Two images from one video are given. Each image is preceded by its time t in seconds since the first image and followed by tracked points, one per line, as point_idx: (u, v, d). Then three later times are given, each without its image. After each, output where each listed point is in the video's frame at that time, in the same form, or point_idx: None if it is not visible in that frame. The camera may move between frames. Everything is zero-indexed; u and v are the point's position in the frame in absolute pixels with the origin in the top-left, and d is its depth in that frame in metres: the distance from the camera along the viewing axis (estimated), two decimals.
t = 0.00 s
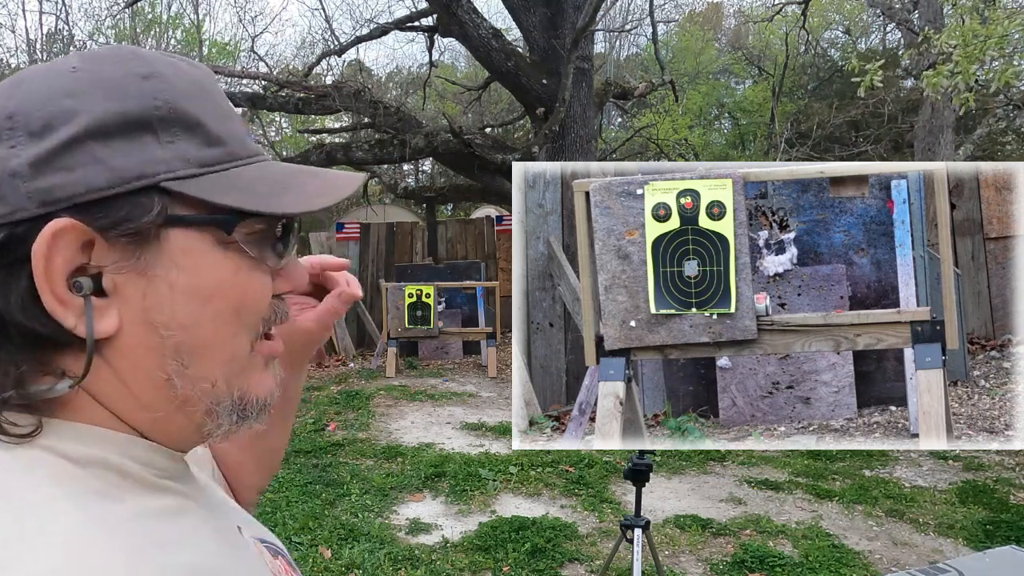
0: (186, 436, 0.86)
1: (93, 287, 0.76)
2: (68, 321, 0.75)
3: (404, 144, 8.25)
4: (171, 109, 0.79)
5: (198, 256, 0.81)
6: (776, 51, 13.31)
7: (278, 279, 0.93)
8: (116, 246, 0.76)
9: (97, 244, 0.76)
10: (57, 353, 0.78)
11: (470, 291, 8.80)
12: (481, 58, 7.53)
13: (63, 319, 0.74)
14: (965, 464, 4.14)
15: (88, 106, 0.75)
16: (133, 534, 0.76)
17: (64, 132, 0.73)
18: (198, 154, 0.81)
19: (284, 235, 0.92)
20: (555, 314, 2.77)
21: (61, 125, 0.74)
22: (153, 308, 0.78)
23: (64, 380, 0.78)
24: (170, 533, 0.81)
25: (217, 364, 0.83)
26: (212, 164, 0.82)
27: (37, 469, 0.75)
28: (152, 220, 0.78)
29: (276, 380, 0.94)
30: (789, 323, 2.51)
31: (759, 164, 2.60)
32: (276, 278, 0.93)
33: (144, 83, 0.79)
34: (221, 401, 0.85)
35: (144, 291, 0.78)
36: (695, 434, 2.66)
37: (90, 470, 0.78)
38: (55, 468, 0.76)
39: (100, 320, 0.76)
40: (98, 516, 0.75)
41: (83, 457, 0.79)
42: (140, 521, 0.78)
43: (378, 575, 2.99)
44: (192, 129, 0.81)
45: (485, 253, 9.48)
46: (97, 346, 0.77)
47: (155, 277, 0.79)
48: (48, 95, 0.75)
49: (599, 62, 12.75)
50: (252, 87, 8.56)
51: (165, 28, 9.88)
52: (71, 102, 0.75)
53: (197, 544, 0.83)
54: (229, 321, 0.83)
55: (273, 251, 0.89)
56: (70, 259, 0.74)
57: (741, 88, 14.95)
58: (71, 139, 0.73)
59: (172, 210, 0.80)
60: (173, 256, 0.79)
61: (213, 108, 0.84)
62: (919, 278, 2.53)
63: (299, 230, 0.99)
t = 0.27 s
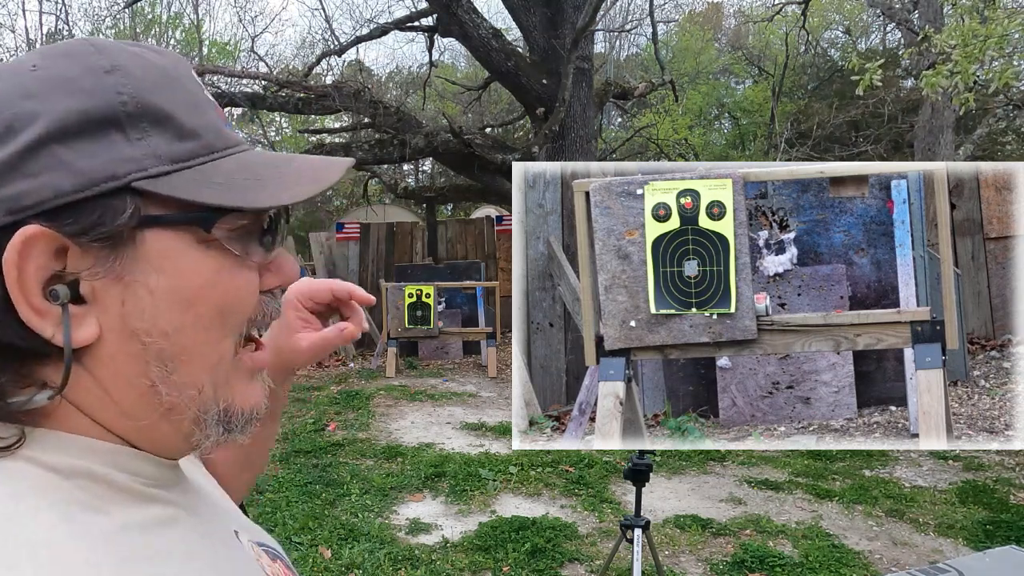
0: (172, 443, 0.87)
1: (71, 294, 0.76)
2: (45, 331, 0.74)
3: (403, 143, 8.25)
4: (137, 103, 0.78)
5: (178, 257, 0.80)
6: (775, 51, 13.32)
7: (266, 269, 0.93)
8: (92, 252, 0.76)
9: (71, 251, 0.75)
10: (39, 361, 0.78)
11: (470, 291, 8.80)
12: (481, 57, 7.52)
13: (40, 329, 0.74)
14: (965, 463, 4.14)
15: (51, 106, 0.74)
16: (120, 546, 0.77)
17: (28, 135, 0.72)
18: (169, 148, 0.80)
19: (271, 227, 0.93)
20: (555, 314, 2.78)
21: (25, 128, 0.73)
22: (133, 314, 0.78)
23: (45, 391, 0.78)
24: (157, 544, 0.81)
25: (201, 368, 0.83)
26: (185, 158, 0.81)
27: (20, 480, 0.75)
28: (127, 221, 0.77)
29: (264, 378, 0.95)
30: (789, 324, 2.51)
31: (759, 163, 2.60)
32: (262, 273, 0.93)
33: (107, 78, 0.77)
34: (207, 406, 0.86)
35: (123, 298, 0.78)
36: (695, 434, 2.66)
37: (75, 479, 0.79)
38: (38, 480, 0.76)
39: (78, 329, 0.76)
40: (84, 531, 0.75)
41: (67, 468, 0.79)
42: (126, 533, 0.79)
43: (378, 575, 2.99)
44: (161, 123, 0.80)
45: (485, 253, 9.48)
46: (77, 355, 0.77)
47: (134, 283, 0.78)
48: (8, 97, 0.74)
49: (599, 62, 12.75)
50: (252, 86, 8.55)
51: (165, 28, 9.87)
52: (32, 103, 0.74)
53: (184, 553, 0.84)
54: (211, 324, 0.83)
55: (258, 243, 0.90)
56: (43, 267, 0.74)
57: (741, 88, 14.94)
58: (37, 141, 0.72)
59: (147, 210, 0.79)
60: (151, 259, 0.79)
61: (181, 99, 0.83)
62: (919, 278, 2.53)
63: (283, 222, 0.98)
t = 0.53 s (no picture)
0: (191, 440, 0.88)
1: (95, 299, 0.76)
2: (74, 337, 0.74)
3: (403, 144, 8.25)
4: (153, 103, 0.78)
5: (198, 256, 0.82)
6: (776, 51, 13.31)
7: (271, 267, 0.94)
8: (116, 255, 0.76)
9: (94, 255, 0.75)
10: (56, 370, 0.78)
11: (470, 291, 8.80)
12: (481, 57, 7.52)
13: (68, 335, 0.74)
14: (965, 464, 4.14)
15: (70, 108, 0.73)
16: (136, 551, 0.77)
17: (48, 139, 0.71)
18: (186, 148, 0.80)
19: (270, 223, 0.94)
20: (555, 314, 2.79)
21: (43, 131, 0.72)
22: (159, 316, 0.79)
23: (68, 398, 0.78)
24: (170, 547, 0.82)
25: (224, 364, 0.85)
26: (201, 159, 0.81)
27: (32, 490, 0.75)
28: (150, 225, 0.77)
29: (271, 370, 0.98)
30: (789, 323, 2.51)
31: (759, 163, 2.60)
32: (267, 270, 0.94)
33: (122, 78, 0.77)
34: (227, 400, 0.88)
35: (148, 299, 0.79)
36: (695, 434, 2.66)
37: (90, 484, 0.79)
38: (53, 489, 0.76)
39: (104, 334, 0.76)
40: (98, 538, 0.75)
41: (82, 474, 0.79)
42: (141, 538, 0.79)
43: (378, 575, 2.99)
44: (177, 123, 0.80)
45: (485, 253, 9.48)
46: (102, 359, 0.77)
47: (158, 286, 0.79)
48: (22, 99, 0.73)
49: (599, 62, 12.75)
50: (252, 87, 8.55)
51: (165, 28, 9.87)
52: (48, 105, 0.73)
53: (199, 556, 0.85)
54: (232, 319, 0.85)
55: (260, 240, 0.91)
56: (68, 272, 0.74)
57: (741, 88, 14.95)
58: (59, 145, 0.72)
59: (169, 211, 0.80)
60: (173, 260, 0.80)
61: (191, 97, 0.83)
62: (919, 278, 2.54)
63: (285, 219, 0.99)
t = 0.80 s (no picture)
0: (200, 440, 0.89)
1: (107, 302, 0.76)
2: (87, 341, 0.74)
3: (404, 143, 8.25)
4: (164, 103, 0.78)
5: (209, 256, 0.82)
6: (776, 51, 13.30)
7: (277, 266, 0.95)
8: (128, 257, 0.76)
9: (105, 256, 0.75)
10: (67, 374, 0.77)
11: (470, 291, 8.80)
12: (481, 57, 7.52)
13: (81, 337, 0.74)
14: (965, 464, 4.14)
15: (82, 107, 0.73)
16: (150, 556, 0.78)
17: (62, 139, 0.71)
18: (197, 148, 0.80)
19: (273, 225, 0.93)
20: (555, 314, 2.79)
21: (55, 131, 0.72)
22: (171, 317, 0.79)
23: (83, 402, 0.78)
24: (181, 552, 0.82)
25: (234, 365, 0.86)
26: (211, 158, 0.82)
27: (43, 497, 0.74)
28: (164, 225, 0.78)
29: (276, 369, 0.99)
30: (789, 323, 2.51)
31: (759, 164, 2.60)
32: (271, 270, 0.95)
33: (133, 77, 0.77)
34: (237, 400, 0.89)
35: (160, 300, 0.79)
36: (695, 434, 2.66)
37: (103, 490, 0.78)
38: (65, 495, 0.76)
39: (117, 336, 0.76)
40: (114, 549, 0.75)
41: (96, 479, 0.78)
42: (153, 545, 0.79)
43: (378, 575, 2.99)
44: (186, 122, 0.80)
45: (485, 253, 9.48)
46: (115, 362, 0.77)
47: (170, 288, 0.79)
48: (32, 96, 0.72)
49: (599, 62, 12.75)
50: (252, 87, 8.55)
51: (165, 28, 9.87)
52: (59, 103, 0.72)
53: (210, 560, 0.85)
54: (243, 320, 0.86)
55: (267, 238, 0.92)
56: (80, 274, 0.73)
57: (741, 88, 15.02)
58: (72, 144, 0.71)
59: (181, 211, 0.80)
60: (185, 260, 0.80)
61: (197, 97, 0.83)
62: (919, 278, 2.54)
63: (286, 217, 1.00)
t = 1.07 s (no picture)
0: (201, 434, 0.90)
1: (106, 297, 0.75)
2: (87, 337, 0.74)
3: (404, 143, 8.25)
4: (163, 97, 0.78)
5: (208, 250, 0.82)
6: (776, 51, 13.30)
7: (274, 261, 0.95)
8: (126, 253, 0.76)
9: (104, 251, 0.74)
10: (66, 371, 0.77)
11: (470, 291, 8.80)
12: (481, 57, 7.52)
13: (80, 333, 0.73)
14: (965, 464, 4.13)
15: (81, 102, 0.73)
16: (153, 553, 0.78)
17: (62, 134, 0.71)
18: (196, 143, 0.80)
19: (268, 220, 0.93)
20: (555, 314, 2.81)
21: (53, 125, 0.72)
22: (172, 313, 0.79)
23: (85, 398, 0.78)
24: (184, 550, 0.83)
25: (236, 358, 0.86)
26: (210, 153, 0.82)
27: (46, 496, 0.75)
28: (164, 220, 0.78)
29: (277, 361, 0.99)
30: (788, 323, 2.51)
31: (759, 164, 2.60)
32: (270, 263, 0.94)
33: (130, 71, 0.77)
34: (239, 394, 0.89)
35: (161, 295, 0.78)
36: (695, 434, 2.65)
37: (108, 492, 0.79)
38: (68, 494, 0.76)
39: (118, 332, 0.76)
40: (118, 548, 0.75)
41: (101, 481, 0.79)
42: (155, 543, 0.80)
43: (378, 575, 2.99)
44: (185, 118, 0.80)
45: (485, 253, 9.48)
46: (116, 357, 0.77)
47: (172, 283, 0.79)
48: (30, 91, 0.72)
49: (599, 62, 12.74)
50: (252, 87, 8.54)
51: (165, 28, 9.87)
52: (58, 98, 0.72)
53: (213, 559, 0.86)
54: (245, 313, 0.86)
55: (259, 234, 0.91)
56: (79, 270, 0.73)
57: (741, 88, 15.02)
58: (72, 139, 0.71)
59: (181, 207, 0.80)
60: (185, 255, 0.80)
61: (195, 93, 0.83)
62: (919, 278, 2.54)
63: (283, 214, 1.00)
